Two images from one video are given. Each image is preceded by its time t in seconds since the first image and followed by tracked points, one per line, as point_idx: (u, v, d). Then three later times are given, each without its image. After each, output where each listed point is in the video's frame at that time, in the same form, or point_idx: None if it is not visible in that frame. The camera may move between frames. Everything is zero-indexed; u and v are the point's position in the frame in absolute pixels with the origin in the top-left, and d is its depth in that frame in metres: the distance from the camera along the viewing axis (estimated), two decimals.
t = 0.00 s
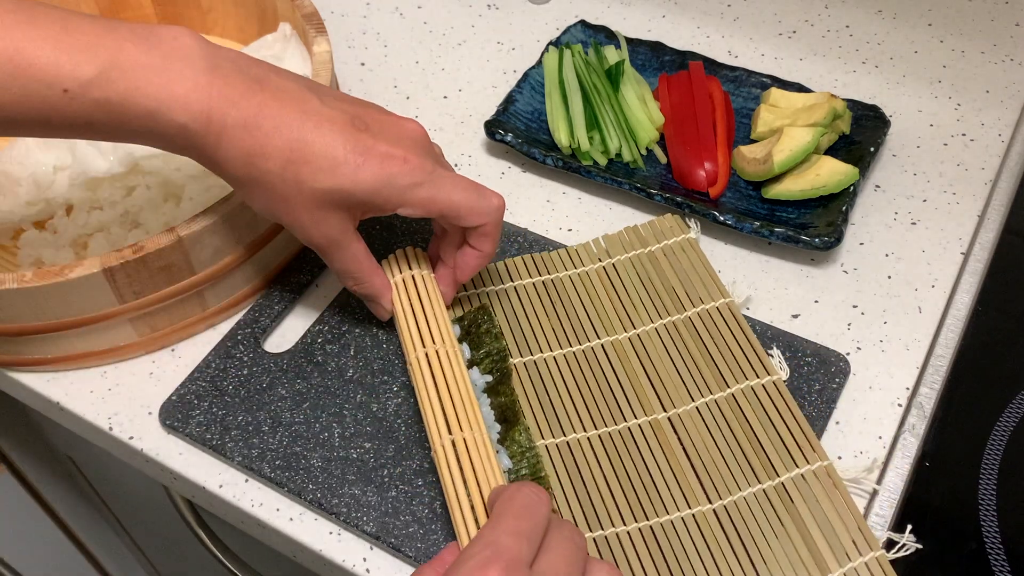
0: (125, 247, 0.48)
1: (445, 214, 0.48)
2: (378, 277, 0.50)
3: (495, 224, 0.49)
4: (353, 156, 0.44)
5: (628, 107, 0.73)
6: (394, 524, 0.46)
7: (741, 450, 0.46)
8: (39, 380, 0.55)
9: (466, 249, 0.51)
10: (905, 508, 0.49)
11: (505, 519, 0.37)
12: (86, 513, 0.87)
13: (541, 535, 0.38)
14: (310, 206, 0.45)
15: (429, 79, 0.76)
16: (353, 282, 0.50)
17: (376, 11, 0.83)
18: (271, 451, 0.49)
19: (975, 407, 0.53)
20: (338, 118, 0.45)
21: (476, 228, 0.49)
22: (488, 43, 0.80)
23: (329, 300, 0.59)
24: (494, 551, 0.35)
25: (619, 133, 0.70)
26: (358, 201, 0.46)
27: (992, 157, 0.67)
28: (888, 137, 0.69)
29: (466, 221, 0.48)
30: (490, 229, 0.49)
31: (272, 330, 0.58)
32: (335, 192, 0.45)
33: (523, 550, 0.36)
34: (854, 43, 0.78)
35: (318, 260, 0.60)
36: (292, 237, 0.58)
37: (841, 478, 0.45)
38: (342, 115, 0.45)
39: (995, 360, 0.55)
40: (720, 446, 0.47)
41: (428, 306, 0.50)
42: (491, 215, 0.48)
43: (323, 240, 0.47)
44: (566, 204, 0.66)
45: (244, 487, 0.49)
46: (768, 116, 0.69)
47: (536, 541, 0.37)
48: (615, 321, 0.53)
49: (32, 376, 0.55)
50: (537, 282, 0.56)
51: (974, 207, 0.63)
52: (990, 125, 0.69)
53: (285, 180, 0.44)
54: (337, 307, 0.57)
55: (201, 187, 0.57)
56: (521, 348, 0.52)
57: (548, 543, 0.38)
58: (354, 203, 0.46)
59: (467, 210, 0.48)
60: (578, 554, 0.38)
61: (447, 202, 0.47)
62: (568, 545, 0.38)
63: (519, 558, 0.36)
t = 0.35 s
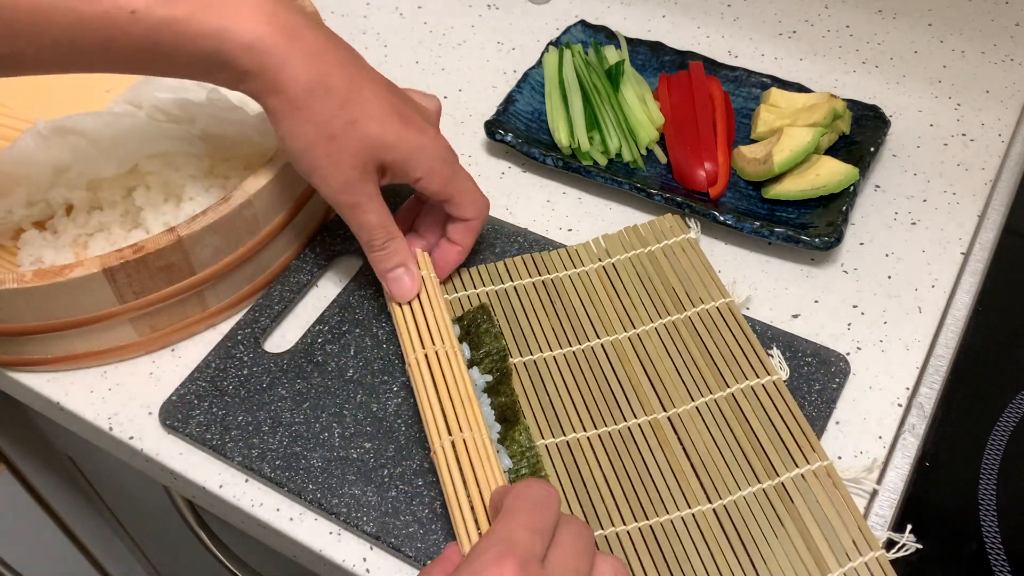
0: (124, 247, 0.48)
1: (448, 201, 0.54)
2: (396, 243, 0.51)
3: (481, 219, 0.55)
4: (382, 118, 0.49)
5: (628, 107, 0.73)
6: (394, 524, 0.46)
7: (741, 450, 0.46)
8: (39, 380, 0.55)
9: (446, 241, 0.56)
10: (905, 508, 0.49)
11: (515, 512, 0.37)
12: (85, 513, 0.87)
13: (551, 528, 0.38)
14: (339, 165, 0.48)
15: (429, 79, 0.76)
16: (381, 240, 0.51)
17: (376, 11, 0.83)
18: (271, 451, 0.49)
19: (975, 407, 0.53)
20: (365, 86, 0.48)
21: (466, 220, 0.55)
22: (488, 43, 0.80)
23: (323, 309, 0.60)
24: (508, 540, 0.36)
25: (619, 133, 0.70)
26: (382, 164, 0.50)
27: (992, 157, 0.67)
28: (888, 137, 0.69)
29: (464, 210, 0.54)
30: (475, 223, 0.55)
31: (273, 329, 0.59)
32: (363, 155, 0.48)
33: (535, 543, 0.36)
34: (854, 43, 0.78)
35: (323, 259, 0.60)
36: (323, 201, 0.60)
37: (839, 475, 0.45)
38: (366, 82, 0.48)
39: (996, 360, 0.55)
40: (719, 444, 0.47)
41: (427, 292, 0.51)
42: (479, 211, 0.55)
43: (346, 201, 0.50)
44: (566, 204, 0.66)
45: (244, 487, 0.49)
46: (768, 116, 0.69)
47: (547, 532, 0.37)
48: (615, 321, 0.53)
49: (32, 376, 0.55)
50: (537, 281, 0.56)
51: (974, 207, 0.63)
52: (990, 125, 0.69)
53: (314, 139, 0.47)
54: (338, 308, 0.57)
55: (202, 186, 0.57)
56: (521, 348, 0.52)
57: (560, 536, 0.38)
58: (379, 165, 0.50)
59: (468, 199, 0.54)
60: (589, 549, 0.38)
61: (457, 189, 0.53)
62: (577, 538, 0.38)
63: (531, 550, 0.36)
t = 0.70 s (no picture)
0: (124, 248, 0.48)
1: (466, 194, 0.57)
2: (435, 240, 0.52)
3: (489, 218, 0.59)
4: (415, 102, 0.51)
5: (628, 107, 0.73)
6: (394, 524, 0.46)
7: (741, 450, 0.46)
8: (39, 380, 0.55)
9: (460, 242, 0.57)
10: (905, 507, 0.49)
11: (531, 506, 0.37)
12: (85, 513, 0.86)
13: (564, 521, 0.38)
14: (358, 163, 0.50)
15: (429, 79, 0.76)
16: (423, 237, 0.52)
17: (376, 11, 0.83)
18: (271, 451, 0.49)
19: (976, 407, 0.53)
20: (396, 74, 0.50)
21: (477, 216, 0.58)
22: (487, 43, 0.80)
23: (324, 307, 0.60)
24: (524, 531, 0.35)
25: (619, 133, 0.70)
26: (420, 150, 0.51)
27: (992, 157, 0.66)
28: (888, 137, 0.69)
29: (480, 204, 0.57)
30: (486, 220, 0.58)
31: (273, 329, 0.59)
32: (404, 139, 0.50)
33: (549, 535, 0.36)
34: (854, 43, 0.78)
35: (323, 259, 0.60)
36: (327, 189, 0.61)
37: (839, 475, 0.45)
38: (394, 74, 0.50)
39: (996, 360, 0.55)
40: (719, 444, 0.47)
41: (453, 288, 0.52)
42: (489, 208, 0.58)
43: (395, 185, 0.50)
44: (566, 204, 0.66)
45: (244, 487, 0.49)
46: (768, 116, 0.69)
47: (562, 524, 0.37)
48: (615, 321, 0.53)
49: (32, 376, 0.55)
50: (537, 280, 0.56)
51: (973, 207, 0.63)
52: (990, 125, 0.69)
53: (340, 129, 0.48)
54: (338, 308, 0.57)
55: (201, 186, 0.56)
56: (521, 347, 0.52)
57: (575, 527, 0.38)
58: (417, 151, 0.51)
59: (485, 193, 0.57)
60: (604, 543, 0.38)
61: (483, 182, 0.57)
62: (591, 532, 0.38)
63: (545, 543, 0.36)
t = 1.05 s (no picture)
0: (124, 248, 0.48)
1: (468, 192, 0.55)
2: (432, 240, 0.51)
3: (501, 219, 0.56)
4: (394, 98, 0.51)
5: (628, 107, 0.73)
6: (394, 524, 0.46)
7: (740, 450, 0.46)
8: (39, 380, 0.55)
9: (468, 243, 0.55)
10: (905, 507, 0.49)
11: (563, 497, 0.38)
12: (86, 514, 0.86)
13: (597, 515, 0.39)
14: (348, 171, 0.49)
15: (429, 79, 0.76)
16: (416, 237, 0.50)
17: (376, 11, 0.83)
18: (271, 451, 0.49)
19: (975, 407, 0.53)
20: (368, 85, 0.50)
21: (485, 216, 0.56)
22: (487, 43, 0.80)
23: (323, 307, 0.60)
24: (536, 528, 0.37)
25: (619, 133, 0.70)
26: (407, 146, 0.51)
27: (992, 157, 0.66)
28: (888, 137, 0.69)
29: (486, 201, 0.55)
30: (496, 220, 0.56)
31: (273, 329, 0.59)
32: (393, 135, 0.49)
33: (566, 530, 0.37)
34: (854, 43, 0.78)
35: (323, 259, 0.60)
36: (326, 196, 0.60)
37: (839, 475, 0.45)
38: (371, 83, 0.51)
39: (996, 360, 0.55)
40: (718, 444, 0.47)
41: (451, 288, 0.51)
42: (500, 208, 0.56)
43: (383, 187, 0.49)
44: (566, 205, 0.66)
45: (244, 487, 0.49)
46: (768, 116, 0.69)
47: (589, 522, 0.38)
48: (615, 321, 0.53)
49: (32, 376, 0.55)
50: (537, 280, 0.56)
51: (973, 207, 0.63)
52: (990, 125, 0.69)
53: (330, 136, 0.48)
54: (338, 308, 0.57)
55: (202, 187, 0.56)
56: (521, 348, 0.52)
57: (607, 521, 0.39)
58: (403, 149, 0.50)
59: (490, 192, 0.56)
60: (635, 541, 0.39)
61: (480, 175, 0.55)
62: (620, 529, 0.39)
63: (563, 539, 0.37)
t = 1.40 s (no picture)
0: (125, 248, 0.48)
1: (414, 205, 0.45)
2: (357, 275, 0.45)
3: (460, 231, 0.45)
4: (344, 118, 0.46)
5: (628, 107, 0.73)
6: (394, 524, 0.46)
7: (740, 450, 0.46)
8: (38, 380, 0.55)
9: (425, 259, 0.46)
10: (906, 507, 0.49)
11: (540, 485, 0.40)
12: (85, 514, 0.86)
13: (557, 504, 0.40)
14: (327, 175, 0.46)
15: (429, 79, 0.76)
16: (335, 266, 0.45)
17: (376, 11, 0.83)
18: (271, 451, 0.49)
19: (976, 407, 0.53)
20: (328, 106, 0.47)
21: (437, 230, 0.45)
22: (487, 43, 0.80)
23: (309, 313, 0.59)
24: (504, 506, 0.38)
25: (618, 133, 0.70)
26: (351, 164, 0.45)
27: (992, 157, 0.67)
28: (888, 137, 0.69)
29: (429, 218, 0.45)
30: (451, 235, 0.45)
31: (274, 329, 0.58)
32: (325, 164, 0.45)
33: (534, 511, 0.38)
34: (854, 43, 0.78)
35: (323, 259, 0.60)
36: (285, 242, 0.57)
37: (840, 475, 0.45)
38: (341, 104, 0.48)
39: (996, 360, 0.55)
40: (718, 445, 0.47)
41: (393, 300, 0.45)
42: (455, 220, 0.45)
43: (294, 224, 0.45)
44: (566, 205, 0.66)
45: (244, 487, 0.49)
46: (768, 116, 0.69)
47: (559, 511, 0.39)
48: (615, 321, 0.53)
49: (32, 376, 0.55)
50: (537, 280, 0.56)
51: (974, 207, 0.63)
52: (990, 125, 0.69)
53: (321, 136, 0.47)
54: (338, 307, 0.57)
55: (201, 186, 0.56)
56: (521, 348, 0.52)
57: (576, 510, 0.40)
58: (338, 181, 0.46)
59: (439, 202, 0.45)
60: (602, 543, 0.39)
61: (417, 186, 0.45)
62: (586, 519, 0.40)
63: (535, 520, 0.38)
